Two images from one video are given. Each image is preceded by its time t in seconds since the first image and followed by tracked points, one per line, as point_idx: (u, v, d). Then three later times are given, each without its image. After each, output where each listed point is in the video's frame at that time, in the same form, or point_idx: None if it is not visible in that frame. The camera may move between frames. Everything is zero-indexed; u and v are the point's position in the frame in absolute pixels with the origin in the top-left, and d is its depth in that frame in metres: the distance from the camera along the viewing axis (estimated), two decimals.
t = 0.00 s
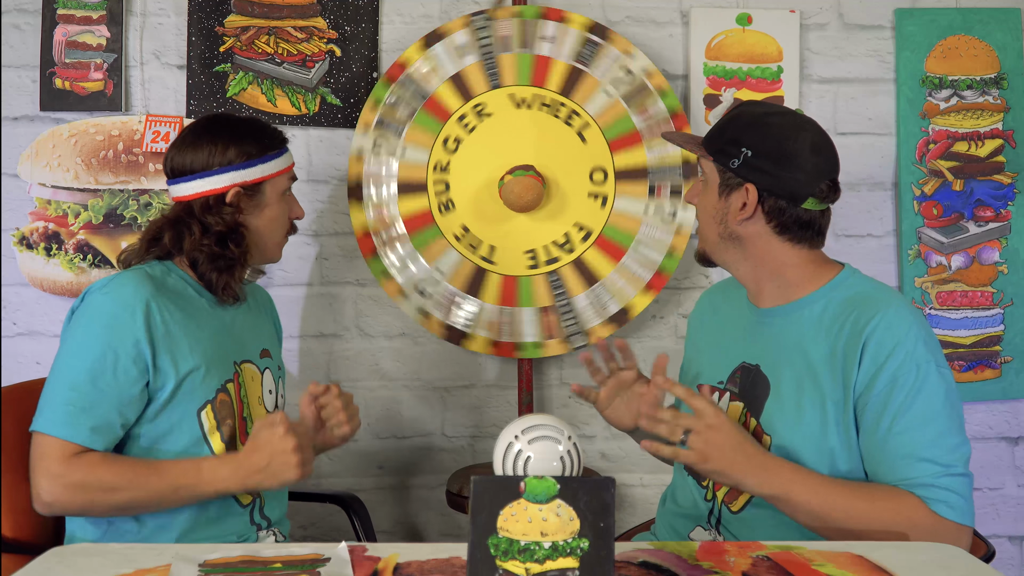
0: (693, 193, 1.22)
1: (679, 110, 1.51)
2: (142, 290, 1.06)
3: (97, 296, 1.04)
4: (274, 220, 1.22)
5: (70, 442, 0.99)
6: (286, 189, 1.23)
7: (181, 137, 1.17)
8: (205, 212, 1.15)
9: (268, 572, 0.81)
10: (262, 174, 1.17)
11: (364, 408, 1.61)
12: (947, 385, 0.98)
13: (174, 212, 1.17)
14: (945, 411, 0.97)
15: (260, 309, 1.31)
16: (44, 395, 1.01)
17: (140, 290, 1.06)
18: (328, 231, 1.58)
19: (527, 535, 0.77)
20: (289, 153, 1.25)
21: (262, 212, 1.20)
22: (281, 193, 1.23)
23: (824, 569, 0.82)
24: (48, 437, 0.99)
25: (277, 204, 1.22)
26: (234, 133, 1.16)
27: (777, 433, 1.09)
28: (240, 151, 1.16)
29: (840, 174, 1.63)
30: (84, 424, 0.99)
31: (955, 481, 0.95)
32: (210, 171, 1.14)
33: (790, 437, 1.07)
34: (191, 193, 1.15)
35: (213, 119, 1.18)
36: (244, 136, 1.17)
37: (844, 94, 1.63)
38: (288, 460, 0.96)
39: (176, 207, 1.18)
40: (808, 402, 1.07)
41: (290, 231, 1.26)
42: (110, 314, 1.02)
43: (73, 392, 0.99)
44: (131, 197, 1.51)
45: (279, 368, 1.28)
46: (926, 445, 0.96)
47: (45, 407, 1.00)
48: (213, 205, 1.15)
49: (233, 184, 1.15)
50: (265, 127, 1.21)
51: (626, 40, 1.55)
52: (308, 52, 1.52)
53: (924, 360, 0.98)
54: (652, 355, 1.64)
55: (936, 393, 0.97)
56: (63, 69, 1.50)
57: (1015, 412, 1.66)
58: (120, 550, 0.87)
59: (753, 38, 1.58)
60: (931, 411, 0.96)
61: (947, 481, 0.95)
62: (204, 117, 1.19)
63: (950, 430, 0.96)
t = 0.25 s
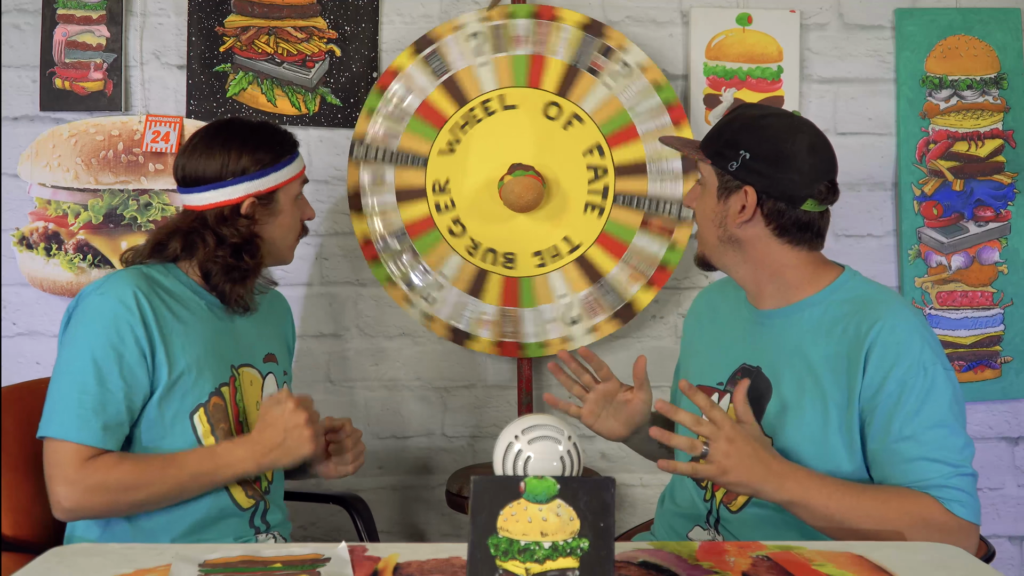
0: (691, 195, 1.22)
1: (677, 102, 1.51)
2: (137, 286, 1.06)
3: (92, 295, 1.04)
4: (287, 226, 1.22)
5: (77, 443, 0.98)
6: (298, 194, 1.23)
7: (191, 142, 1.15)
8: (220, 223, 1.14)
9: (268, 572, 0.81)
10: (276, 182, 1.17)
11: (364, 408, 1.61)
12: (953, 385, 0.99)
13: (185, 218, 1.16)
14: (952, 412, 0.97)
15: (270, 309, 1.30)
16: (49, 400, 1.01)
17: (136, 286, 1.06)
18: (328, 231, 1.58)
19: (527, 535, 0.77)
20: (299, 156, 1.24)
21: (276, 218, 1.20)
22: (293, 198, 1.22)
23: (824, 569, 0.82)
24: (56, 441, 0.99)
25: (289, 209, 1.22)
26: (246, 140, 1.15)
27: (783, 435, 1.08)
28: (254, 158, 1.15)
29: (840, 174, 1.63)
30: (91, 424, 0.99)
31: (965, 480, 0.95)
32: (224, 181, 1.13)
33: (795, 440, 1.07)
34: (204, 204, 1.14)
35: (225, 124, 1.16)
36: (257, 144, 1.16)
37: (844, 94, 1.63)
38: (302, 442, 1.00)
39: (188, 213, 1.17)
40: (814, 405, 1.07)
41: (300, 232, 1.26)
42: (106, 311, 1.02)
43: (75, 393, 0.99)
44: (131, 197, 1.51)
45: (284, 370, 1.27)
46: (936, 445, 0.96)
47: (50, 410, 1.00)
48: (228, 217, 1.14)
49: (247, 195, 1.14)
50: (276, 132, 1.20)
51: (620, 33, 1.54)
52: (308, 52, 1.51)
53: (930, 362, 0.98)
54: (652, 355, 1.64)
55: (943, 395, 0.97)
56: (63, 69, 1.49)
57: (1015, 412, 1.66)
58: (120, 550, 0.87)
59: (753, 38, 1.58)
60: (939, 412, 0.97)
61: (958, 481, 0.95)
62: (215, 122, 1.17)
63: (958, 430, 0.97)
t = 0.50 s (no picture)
0: (690, 197, 1.22)
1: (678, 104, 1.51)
2: (152, 291, 1.06)
3: (107, 297, 1.04)
4: (294, 224, 1.21)
5: (87, 446, 0.98)
6: (304, 192, 1.22)
7: (197, 143, 1.14)
8: (228, 224, 1.14)
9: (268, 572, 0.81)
10: (282, 182, 1.16)
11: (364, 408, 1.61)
12: (949, 385, 0.98)
13: (192, 218, 1.16)
14: (949, 411, 0.97)
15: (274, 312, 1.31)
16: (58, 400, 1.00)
17: (152, 291, 1.06)
18: (327, 231, 1.57)
19: (527, 535, 0.77)
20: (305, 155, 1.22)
21: (283, 217, 1.19)
22: (300, 197, 1.21)
23: (824, 569, 0.82)
24: (64, 442, 0.99)
25: (296, 208, 1.21)
26: (253, 140, 1.14)
27: (779, 434, 1.08)
28: (261, 158, 1.14)
29: (840, 174, 1.63)
30: (103, 428, 0.99)
31: (961, 480, 0.95)
32: (231, 182, 1.12)
33: (791, 439, 1.07)
34: (210, 206, 1.13)
35: (231, 125, 1.15)
36: (263, 143, 1.15)
37: (844, 94, 1.63)
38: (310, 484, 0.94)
39: (195, 213, 1.16)
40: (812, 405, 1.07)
41: (307, 230, 1.26)
42: (122, 315, 1.02)
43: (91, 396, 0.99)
44: (131, 197, 1.51)
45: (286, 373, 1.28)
46: (931, 445, 0.96)
47: (60, 411, 0.99)
48: (236, 217, 1.14)
49: (254, 195, 1.13)
50: (281, 130, 1.19)
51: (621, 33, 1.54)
52: (308, 52, 1.51)
53: (927, 362, 0.98)
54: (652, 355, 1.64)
55: (940, 395, 0.97)
56: (63, 69, 1.49)
57: (1015, 412, 1.66)
58: (121, 550, 0.87)
59: (753, 38, 1.58)
60: (936, 413, 0.96)
61: (953, 481, 0.95)
62: (220, 122, 1.16)
63: (954, 430, 0.96)
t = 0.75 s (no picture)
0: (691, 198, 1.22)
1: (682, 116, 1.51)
2: (153, 294, 1.06)
3: (108, 305, 1.04)
4: (293, 226, 1.21)
5: (126, 455, 0.98)
6: (303, 193, 1.22)
7: (195, 145, 1.14)
8: (227, 226, 1.13)
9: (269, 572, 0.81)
10: (282, 184, 1.16)
11: (364, 408, 1.61)
12: (949, 386, 0.98)
13: (191, 220, 1.16)
14: (948, 414, 0.97)
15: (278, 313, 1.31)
16: (82, 413, 1.00)
17: (153, 295, 1.06)
18: (327, 231, 1.57)
19: (527, 535, 0.77)
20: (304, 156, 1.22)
21: (282, 218, 1.19)
22: (299, 198, 1.21)
23: (824, 569, 0.82)
24: (102, 455, 0.98)
25: (295, 210, 1.20)
26: (252, 141, 1.14)
27: (778, 434, 1.09)
28: (259, 160, 1.13)
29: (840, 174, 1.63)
30: (139, 435, 0.99)
31: (958, 482, 0.95)
32: (230, 185, 1.12)
33: (790, 439, 1.07)
34: (209, 208, 1.13)
35: (229, 126, 1.14)
36: (262, 145, 1.15)
37: (844, 94, 1.63)
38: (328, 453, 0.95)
39: (192, 215, 1.16)
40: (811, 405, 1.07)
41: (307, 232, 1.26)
42: (128, 321, 1.02)
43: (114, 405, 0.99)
44: (131, 197, 1.51)
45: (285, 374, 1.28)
46: (929, 448, 0.96)
47: (89, 424, 0.99)
48: (235, 220, 1.13)
49: (253, 197, 1.13)
50: (280, 132, 1.19)
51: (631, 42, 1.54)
52: (308, 52, 1.51)
53: (926, 363, 0.98)
54: (651, 355, 1.64)
55: (939, 396, 0.97)
56: (64, 69, 1.49)
57: (1015, 412, 1.66)
58: (121, 550, 0.87)
59: (753, 38, 1.58)
60: (935, 415, 0.96)
61: (950, 484, 0.95)
62: (218, 124, 1.15)
63: (953, 433, 0.96)
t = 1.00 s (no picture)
0: (692, 198, 1.22)
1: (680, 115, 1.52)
2: (155, 299, 1.07)
3: (112, 312, 1.03)
4: (295, 231, 1.20)
5: (142, 460, 0.98)
6: (306, 197, 1.21)
7: (196, 148, 1.13)
8: (227, 231, 1.13)
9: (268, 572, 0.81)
10: (283, 188, 1.15)
11: (364, 408, 1.61)
12: (952, 387, 0.98)
13: (191, 224, 1.15)
14: (950, 415, 0.97)
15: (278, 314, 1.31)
16: (94, 421, 1.00)
17: (155, 300, 1.06)
18: (328, 231, 1.58)
19: (527, 535, 0.77)
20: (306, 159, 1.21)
21: (285, 223, 1.19)
22: (301, 202, 1.20)
23: (824, 569, 0.82)
24: (118, 461, 0.98)
25: (297, 215, 1.20)
26: (253, 145, 1.13)
27: (780, 434, 1.09)
28: (261, 163, 1.13)
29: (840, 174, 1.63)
30: (154, 439, 0.99)
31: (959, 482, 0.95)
32: (231, 189, 1.11)
33: (792, 439, 1.07)
34: (210, 212, 1.12)
35: (231, 130, 1.14)
36: (264, 148, 1.14)
37: (844, 94, 1.63)
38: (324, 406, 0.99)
39: (193, 219, 1.16)
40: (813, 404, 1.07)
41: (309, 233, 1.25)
42: (133, 326, 1.02)
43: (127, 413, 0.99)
44: (131, 197, 1.51)
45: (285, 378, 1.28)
46: (929, 449, 0.96)
47: (102, 431, 0.99)
48: (236, 225, 1.13)
49: (255, 202, 1.12)
50: (281, 135, 1.18)
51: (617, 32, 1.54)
52: (308, 52, 1.51)
53: (929, 364, 0.98)
54: (652, 355, 1.64)
55: (941, 397, 0.97)
56: (63, 69, 1.49)
57: (1015, 412, 1.66)
58: (120, 550, 0.87)
59: (753, 38, 1.58)
60: (937, 415, 0.96)
61: (950, 485, 0.95)
62: (220, 127, 1.15)
63: (954, 434, 0.96)
